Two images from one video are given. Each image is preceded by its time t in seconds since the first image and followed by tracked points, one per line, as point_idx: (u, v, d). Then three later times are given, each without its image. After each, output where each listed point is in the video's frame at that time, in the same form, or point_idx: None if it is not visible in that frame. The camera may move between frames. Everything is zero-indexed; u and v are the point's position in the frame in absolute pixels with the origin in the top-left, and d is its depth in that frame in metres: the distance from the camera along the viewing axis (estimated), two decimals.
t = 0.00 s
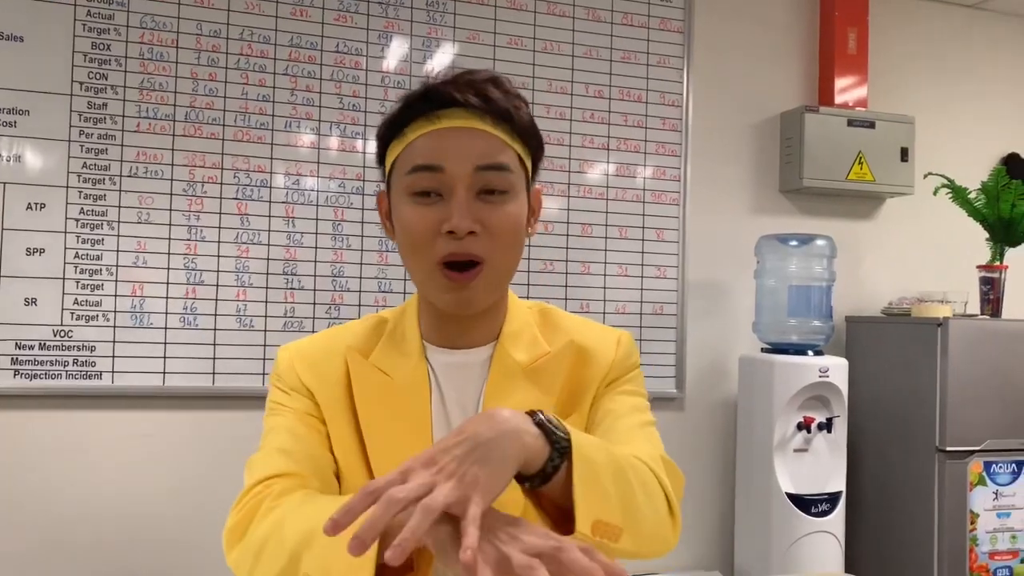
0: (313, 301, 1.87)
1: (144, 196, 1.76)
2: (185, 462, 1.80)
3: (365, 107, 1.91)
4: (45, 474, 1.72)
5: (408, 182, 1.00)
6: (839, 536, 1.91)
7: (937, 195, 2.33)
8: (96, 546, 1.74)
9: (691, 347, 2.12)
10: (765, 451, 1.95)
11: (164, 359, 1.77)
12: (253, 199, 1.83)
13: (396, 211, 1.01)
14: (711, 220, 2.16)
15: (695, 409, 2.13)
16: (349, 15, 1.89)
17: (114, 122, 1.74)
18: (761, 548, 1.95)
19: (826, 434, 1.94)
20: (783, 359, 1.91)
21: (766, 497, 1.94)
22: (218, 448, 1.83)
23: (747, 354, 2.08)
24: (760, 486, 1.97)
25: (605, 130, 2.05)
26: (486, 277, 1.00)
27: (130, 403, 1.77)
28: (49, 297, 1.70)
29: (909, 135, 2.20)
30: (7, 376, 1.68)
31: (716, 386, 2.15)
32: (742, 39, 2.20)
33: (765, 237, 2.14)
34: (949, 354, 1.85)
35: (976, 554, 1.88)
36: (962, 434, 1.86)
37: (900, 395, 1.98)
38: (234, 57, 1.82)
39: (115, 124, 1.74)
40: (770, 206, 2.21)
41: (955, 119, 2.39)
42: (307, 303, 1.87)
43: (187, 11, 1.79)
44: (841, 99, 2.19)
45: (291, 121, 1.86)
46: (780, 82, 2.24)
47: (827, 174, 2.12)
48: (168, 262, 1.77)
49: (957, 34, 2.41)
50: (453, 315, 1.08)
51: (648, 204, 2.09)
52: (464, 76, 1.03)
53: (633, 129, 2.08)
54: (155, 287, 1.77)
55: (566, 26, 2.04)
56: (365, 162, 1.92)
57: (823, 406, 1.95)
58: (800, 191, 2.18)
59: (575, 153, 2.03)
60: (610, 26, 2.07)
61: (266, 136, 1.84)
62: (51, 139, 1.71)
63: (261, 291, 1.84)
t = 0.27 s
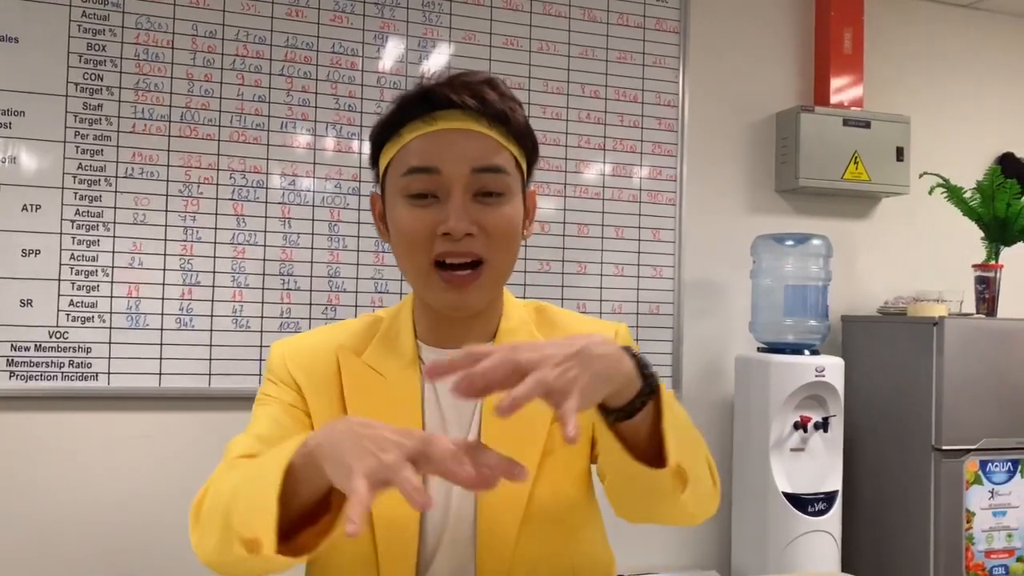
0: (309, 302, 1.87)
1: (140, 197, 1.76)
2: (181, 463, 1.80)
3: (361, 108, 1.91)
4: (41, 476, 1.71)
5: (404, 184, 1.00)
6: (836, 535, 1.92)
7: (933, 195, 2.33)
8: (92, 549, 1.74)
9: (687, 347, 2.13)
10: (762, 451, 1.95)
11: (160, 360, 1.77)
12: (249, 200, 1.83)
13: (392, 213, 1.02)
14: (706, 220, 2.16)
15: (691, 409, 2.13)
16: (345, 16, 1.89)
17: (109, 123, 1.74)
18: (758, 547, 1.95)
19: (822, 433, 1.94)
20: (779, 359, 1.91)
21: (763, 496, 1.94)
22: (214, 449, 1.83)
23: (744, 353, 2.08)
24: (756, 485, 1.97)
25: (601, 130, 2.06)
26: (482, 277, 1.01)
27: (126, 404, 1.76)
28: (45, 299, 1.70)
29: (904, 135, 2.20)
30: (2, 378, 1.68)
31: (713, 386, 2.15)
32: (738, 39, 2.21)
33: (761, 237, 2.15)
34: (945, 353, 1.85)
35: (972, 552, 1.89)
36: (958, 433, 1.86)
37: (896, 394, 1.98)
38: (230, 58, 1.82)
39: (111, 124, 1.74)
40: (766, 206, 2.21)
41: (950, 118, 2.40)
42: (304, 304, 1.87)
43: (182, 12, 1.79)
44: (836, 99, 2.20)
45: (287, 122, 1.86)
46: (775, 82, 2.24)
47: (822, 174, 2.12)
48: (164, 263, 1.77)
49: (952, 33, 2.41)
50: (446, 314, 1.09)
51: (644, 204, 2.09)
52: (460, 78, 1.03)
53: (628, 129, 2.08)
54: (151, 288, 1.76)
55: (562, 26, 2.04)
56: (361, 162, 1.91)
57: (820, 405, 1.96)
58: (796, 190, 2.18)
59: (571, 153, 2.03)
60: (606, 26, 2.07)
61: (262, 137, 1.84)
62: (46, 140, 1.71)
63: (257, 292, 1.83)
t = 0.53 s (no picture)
0: (305, 303, 1.87)
1: (136, 199, 1.76)
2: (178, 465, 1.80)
3: (356, 109, 1.91)
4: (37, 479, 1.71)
5: (402, 202, 0.99)
6: (832, 533, 1.92)
7: (927, 193, 2.34)
8: (90, 552, 1.73)
9: (684, 346, 2.13)
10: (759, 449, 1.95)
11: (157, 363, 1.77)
12: (245, 202, 1.83)
13: (389, 230, 1.01)
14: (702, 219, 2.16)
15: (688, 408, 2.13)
16: (340, 17, 1.89)
17: (104, 126, 1.74)
18: (755, 546, 1.95)
19: (819, 432, 1.94)
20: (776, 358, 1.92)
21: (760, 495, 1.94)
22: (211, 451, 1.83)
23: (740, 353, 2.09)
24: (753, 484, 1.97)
25: (597, 130, 2.06)
26: (480, 296, 1.01)
27: (123, 407, 1.76)
28: (40, 302, 1.70)
29: (899, 134, 2.21)
30: None
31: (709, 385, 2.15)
32: (733, 39, 2.21)
33: (757, 236, 2.18)
34: (940, 351, 1.86)
35: (969, 549, 1.89)
36: (954, 430, 1.87)
37: (891, 392, 1.99)
38: (225, 59, 1.82)
39: (106, 127, 1.74)
40: (761, 205, 2.21)
41: (944, 117, 2.41)
42: (300, 305, 1.87)
43: (177, 14, 1.79)
44: (831, 98, 2.20)
45: (282, 123, 1.86)
46: (770, 82, 2.25)
47: (817, 173, 2.12)
48: (160, 265, 1.77)
49: (946, 32, 2.42)
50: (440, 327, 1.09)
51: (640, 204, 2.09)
52: (455, 90, 1.03)
53: (624, 130, 2.08)
54: (147, 291, 1.76)
55: (557, 27, 2.04)
56: (357, 164, 1.92)
57: (816, 403, 1.96)
58: (791, 189, 2.18)
59: (566, 153, 2.03)
60: (600, 27, 2.07)
61: (257, 139, 1.84)
62: (41, 142, 1.71)
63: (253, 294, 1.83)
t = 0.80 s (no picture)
0: (298, 303, 1.87)
1: (127, 200, 1.75)
2: (172, 465, 1.79)
3: (348, 108, 1.91)
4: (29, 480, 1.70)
5: (398, 216, 0.99)
6: (826, 530, 1.92)
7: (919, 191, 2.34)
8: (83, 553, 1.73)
9: (677, 344, 2.13)
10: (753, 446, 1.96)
11: (150, 363, 1.76)
12: (237, 202, 1.83)
13: (384, 244, 1.01)
14: (695, 217, 2.16)
15: (682, 406, 2.14)
16: (332, 16, 1.89)
17: (96, 126, 1.73)
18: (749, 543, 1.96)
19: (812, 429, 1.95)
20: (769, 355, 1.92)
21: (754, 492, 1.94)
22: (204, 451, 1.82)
23: (733, 350, 2.08)
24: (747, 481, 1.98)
25: (590, 129, 2.06)
26: (476, 309, 1.03)
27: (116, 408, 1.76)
28: (32, 303, 1.69)
29: (891, 131, 2.21)
30: None
31: (703, 383, 2.16)
32: (725, 37, 2.21)
33: (749, 234, 2.15)
34: (933, 347, 1.86)
35: (962, 545, 1.90)
36: (947, 427, 1.87)
37: (884, 389, 2.00)
38: (217, 59, 1.81)
39: (97, 127, 1.73)
40: (754, 203, 2.22)
41: (936, 114, 2.41)
42: (293, 305, 1.87)
43: (168, 14, 1.79)
44: (824, 96, 2.20)
45: (274, 123, 1.85)
46: (762, 80, 2.25)
47: (810, 171, 2.13)
48: (152, 265, 1.77)
49: (937, 30, 2.42)
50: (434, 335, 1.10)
51: (633, 202, 2.09)
52: (450, 99, 1.02)
53: (616, 128, 2.08)
54: (139, 291, 1.76)
55: (549, 26, 2.04)
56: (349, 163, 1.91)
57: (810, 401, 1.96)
58: (784, 187, 2.19)
59: (559, 152, 2.03)
60: (593, 25, 2.07)
61: (249, 138, 1.84)
62: (32, 142, 1.70)
63: (246, 293, 1.83)
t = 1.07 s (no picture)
0: (295, 304, 1.87)
1: (123, 201, 1.75)
2: (168, 466, 1.79)
3: (344, 110, 1.91)
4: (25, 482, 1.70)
5: (401, 231, 0.99)
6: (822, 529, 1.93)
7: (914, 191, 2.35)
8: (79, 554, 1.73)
9: (673, 344, 2.14)
10: (749, 446, 1.97)
11: (146, 365, 1.76)
12: (233, 203, 1.83)
13: (387, 257, 1.01)
14: (691, 218, 2.17)
15: (678, 406, 2.14)
16: (327, 17, 1.89)
17: (91, 128, 1.73)
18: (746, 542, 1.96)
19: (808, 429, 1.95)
20: (765, 356, 1.92)
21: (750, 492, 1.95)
22: (200, 452, 1.82)
23: (730, 350, 2.08)
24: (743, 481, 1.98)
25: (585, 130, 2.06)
26: (480, 320, 1.04)
27: (112, 410, 1.76)
28: (27, 305, 1.69)
29: (886, 131, 2.22)
30: None
31: (699, 383, 2.16)
32: (720, 39, 2.22)
33: (746, 234, 2.18)
34: (928, 347, 1.87)
35: (958, 544, 1.90)
36: (942, 426, 1.88)
37: (880, 389, 2.00)
38: (212, 60, 1.81)
39: (93, 129, 1.73)
40: (749, 203, 2.22)
41: (930, 115, 2.42)
42: (289, 306, 1.87)
43: (163, 15, 1.79)
44: (819, 96, 2.21)
45: (270, 124, 1.85)
46: (757, 81, 2.26)
47: (805, 171, 2.13)
48: (148, 267, 1.77)
49: (932, 31, 2.43)
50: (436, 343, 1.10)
51: (629, 203, 2.10)
52: (454, 111, 1.01)
53: (612, 129, 2.09)
54: (136, 293, 1.76)
55: (545, 27, 2.04)
56: (345, 164, 1.92)
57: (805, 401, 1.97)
58: (779, 187, 2.19)
59: (555, 153, 2.04)
60: (588, 26, 2.08)
61: (245, 139, 1.84)
62: (28, 144, 1.70)
63: (242, 295, 1.83)
